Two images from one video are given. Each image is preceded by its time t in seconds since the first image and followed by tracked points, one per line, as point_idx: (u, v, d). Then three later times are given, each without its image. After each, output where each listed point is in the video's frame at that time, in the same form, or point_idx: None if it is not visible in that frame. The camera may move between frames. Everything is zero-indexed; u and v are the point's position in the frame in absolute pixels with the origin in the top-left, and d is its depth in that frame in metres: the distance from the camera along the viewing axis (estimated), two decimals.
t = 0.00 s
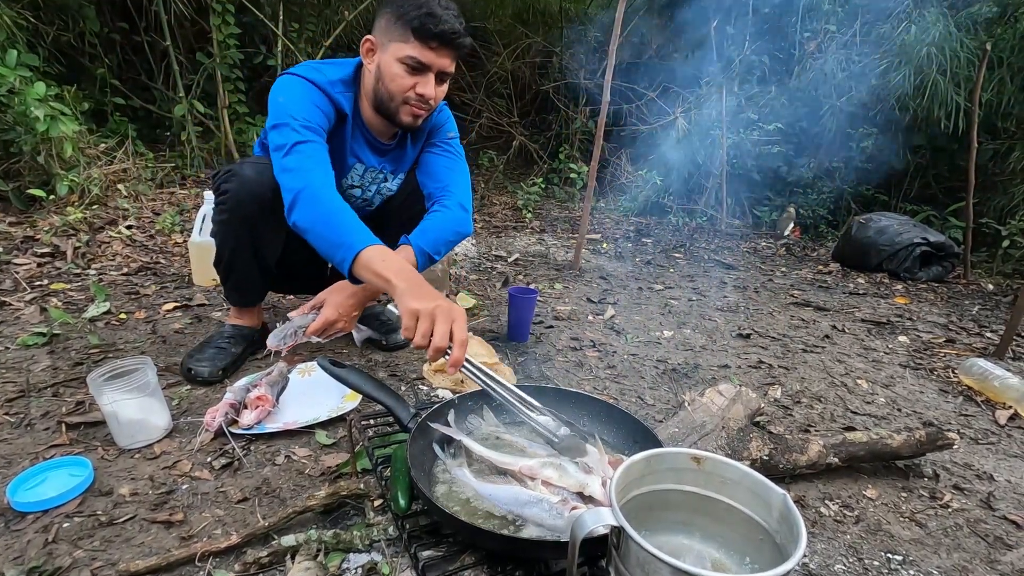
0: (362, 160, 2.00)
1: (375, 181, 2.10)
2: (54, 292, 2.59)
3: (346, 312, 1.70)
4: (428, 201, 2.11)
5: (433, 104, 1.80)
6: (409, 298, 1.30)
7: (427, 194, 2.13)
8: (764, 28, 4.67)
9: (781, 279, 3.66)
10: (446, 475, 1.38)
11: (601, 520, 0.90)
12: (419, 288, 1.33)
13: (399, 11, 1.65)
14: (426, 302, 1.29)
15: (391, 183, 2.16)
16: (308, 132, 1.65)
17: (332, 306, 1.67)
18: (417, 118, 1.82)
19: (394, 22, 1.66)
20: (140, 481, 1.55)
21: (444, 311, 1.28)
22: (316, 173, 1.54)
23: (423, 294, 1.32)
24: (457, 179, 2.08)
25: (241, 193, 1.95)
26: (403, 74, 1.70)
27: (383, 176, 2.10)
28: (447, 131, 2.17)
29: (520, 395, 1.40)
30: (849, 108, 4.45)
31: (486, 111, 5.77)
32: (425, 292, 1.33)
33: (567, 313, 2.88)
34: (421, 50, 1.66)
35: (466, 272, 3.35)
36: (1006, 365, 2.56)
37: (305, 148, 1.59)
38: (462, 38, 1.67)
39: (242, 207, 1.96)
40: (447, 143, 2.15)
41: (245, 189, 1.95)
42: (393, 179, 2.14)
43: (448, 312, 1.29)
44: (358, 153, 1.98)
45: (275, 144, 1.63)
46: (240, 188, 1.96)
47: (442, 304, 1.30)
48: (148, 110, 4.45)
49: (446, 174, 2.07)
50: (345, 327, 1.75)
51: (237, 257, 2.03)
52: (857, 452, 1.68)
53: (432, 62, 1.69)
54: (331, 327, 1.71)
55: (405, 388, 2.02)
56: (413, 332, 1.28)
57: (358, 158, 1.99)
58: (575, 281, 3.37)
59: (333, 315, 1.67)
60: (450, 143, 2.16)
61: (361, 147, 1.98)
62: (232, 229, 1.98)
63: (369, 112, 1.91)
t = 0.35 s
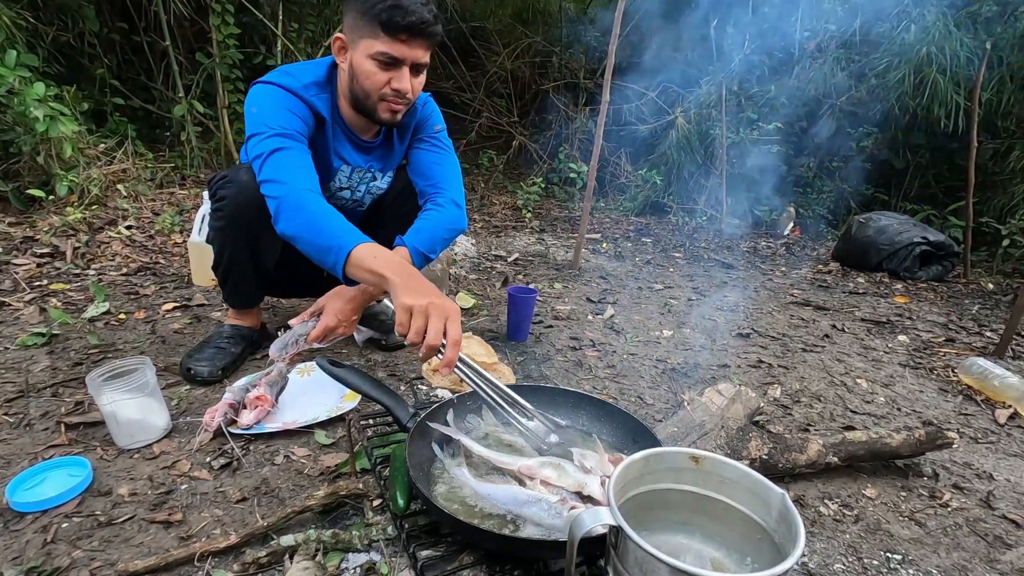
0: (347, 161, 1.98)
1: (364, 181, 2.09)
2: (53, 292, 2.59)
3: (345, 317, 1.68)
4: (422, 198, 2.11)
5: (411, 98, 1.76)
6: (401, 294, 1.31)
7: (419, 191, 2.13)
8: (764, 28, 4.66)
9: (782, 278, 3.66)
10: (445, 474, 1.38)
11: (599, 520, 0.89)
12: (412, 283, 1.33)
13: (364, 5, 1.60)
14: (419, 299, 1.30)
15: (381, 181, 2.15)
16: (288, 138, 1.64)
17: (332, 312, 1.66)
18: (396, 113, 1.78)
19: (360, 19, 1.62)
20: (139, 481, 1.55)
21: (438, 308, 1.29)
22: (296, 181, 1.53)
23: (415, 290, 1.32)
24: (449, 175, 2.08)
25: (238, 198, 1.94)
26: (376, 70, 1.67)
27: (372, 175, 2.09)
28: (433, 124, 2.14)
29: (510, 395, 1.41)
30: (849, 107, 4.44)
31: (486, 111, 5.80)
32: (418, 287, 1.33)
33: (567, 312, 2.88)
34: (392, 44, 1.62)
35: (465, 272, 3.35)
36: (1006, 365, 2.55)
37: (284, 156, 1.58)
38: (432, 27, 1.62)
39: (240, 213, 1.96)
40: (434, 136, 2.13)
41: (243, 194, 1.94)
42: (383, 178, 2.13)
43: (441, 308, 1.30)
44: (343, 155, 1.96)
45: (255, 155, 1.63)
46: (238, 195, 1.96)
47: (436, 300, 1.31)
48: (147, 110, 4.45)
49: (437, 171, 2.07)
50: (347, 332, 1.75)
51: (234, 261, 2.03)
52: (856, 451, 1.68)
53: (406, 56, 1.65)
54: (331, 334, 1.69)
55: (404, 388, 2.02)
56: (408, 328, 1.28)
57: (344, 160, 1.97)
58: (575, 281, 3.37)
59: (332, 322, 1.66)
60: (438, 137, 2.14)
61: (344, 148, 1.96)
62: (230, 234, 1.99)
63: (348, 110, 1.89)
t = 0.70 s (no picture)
0: (341, 161, 1.98)
1: (359, 180, 2.09)
2: (54, 293, 2.59)
3: (355, 318, 1.71)
4: (419, 195, 2.12)
5: (402, 94, 1.77)
6: (395, 313, 1.30)
7: (416, 188, 2.14)
8: (764, 28, 4.64)
9: (781, 278, 3.66)
10: (445, 474, 1.38)
11: (599, 520, 0.90)
12: (404, 299, 1.33)
13: (351, 3, 1.60)
14: (412, 316, 1.29)
15: (375, 180, 2.15)
16: (283, 143, 1.64)
17: (344, 313, 1.70)
18: (387, 109, 1.79)
19: (347, 17, 1.61)
20: (140, 481, 1.55)
21: (432, 322, 1.28)
22: (292, 184, 1.53)
23: (408, 305, 1.31)
24: (445, 170, 2.08)
25: (238, 204, 1.95)
26: (366, 69, 1.67)
27: (367, 174, 2.10)
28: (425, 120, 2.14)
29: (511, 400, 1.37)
30: (849, 107, 4.45)
31: (486, 111, 5.82)
32: (411, 301, 1.32)
33: (567, 313, 2.89)
34: (380, 41, 1.62)
35: (465, 273, 3.36)
36: (1005, 365, 2.56)
37: (279, 160, 1.58)
38: (421, 22, 1.63)
39: (240, 219, 1.96)
40: (428, 133, 2.13)
41: (242, 200, 1.94)
42: (378, 176, 2.14)
43: (435, 321, 1.29)
44: (337, 156, 1.96)
45: (250, 162, 1.63)
46: (237, 202, 1.95)
47: (429, 314, 1.29)
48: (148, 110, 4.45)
49: (433, 167, 2.07)
50: (357, 333, 1.78)
51: (234, 267, 2.03)
52: (856, 451, 1.68)
53: (395, 52, 1.65)
54: (342, 334, 1.74)
55: (405, 388, 2.02)
56: (406, 345, 1.30)
57: (339, 161, 1.97)
58: (575, 281, 3.38)
59: (343, 323, 1.70)
60: (431, 133, 2.14)
61: (338, 149, 1.96)
62: (230, 239, 1.99)
63: (339, 110, 1.89)
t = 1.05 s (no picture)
0: (337, 164, 1.99)
1: (355, 182, 2.10)
2: (55, 296, 2.60)
3: (352, 322, 1.70)
4: (416, 197, 2.12)
5: (394, 95, 1.77)
6: (393, 313, 1.30)
7: (412, 189, 2.14)
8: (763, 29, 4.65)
9: (781, 279, 3.67)
10: (444, 475, 1.39)
11: (596, 520, 0.90)
12: (404, 299, 1.33)
13: (339, 6, 1.60)
14: (410, 317, 1.28)
15: (372, 182, 2.16)
16: (278, 147, 1.65)
17: (339, 316, 1.69)
18: (380, 111, 1.79)
19: (336, 20, 1.62)
20: (141, 484, 1.56)
21: (429, 325, 1.28)
22: (287, 188, 1.54)
23: (407, 307, 1.31)
24: (440, 171, 2.09)
25: (237, 209, 1.96)
26: (358, 70, 1.68)
27: (362, 176, 2.10)
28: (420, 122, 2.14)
29: (511, 400, 1.38)
30: (847, 108, 4.46)
31: (486, 113, 5.83)
32: (410, 303, 1.32)
33: (566, 314, 2.89)
34: (369, 43, 1.62)
35: (465, 274, 3.37)
36: (1005, 365, 2.56)
37: (274, 165, 1.59)
38: (409, 22, 1.63)
39: (239, 223, 1.97)
40: (423, 134, 2.13)
41: (240, 204, 1.95)
42: (373, 178, 2.15)
43: (433, 324, 1.28)
44: (333, 158, 1.97)
45: (247, 167, 1.64)
46: (237, 207, 1.97)
47: (427, 317, 1.29)
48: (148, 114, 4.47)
49: (429, 168, 2.08)
50: (355, 336, 1.77)
51: (234, 270, 2.04)
52: (854, 452, 1.69)
53: (384, 53, 1.65)
54: (339, 337, 1.73)
55: (404, 390, 2.03)
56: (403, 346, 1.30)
57: (335, 163, 1.98)
58: (574, 283, 3.38)
59: (341, 326, 1.70)
60: (426, 134, 2.14)
61: (334, 151, 1.97)
62: (230, 243, 2.00)
63: (333, 112, 1.89)
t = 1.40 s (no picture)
0: (336, 165, 1.99)
1: (355, 184, 2.10)
2: (55, 297, 2.61)
3: (353, 323, 1.72)
4: (415, 198, 2.13)
5: (393, 97, 1.78)
6: (374, 334, 1.31)
7: (411, 190, 2.15)
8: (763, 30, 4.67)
9: (781, 279, 3.67)
10: (444, 476, 1.39)
11: (595, 520, 0.91)
12: (384, 313, 1.32)
13: (337, 8, 1.61)
14: (390, 337, 1.28)
15: (371, 183, 2.17)
16: (276, 149, 1.65)
17: (341, 318, 1.70)
18: (378, 113, 1.80)
19: (334, 23, 1.63)
20: (142, 485, 1.56)
21: (410, 343, 1.28)
22: (286, 191, 1.55)
23: (386, 324, 1.30)
24: (440, 172, 2.09)
25: (238, 210, 1.97)
26: (356, 74, 1.68)
27: (362, 177, 2.11)
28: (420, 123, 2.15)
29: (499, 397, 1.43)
30: (847, 108, 4.47)
31: (486, 114, 5.84)
32: (389, 317, 1.31)
33: (566, 315, 2.90)
34: (367, 45, 1.63)
35: (465, 275, 3.38)
36: (1004, 365, 2.56)
37: (272, 167, 1.60)
38: (407, 24, 1.63)
39: (238, 225, 1.98)
40: (422, 135, 2.13)
41: (240, 206, 1.96)
42: (373, 180, 2.15)
43: (414, 341, 1.29)
44: (332, 160, 1.98)
45: (244, 169, 1.65)
46: (237, 209, 1.98)
47: (406, 334, 1.29)
48: (148, 115, 4.48)
49: (429, 170, 2.08)
50: (355, 337, 1.77)
51: (233, 272, 2.05)
52: (854, 452, 1.69)
53: (383, 56, 1.66)
54: (341, 339, 1.73)
55: (404, 391, 2.03)
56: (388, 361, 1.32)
57: (334, 165, 1.99)
58: (574, 283, 3.38)
59: (341, 328, 1.70)
60: (426, 135, 2.14)
61: (333, 153, 1.97)
62: (230, 245, 2.01)
63: (332, 114, 1.90)
